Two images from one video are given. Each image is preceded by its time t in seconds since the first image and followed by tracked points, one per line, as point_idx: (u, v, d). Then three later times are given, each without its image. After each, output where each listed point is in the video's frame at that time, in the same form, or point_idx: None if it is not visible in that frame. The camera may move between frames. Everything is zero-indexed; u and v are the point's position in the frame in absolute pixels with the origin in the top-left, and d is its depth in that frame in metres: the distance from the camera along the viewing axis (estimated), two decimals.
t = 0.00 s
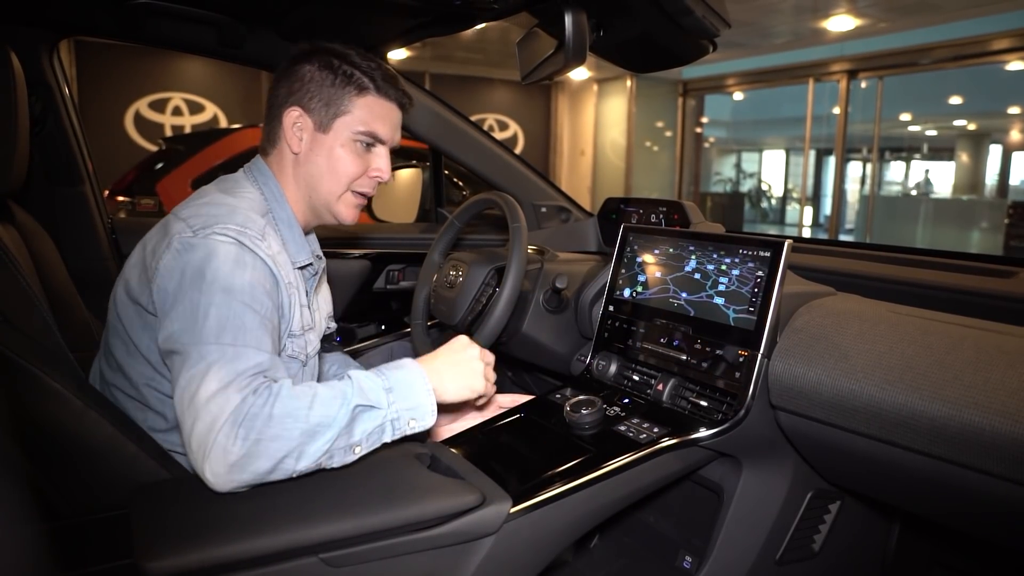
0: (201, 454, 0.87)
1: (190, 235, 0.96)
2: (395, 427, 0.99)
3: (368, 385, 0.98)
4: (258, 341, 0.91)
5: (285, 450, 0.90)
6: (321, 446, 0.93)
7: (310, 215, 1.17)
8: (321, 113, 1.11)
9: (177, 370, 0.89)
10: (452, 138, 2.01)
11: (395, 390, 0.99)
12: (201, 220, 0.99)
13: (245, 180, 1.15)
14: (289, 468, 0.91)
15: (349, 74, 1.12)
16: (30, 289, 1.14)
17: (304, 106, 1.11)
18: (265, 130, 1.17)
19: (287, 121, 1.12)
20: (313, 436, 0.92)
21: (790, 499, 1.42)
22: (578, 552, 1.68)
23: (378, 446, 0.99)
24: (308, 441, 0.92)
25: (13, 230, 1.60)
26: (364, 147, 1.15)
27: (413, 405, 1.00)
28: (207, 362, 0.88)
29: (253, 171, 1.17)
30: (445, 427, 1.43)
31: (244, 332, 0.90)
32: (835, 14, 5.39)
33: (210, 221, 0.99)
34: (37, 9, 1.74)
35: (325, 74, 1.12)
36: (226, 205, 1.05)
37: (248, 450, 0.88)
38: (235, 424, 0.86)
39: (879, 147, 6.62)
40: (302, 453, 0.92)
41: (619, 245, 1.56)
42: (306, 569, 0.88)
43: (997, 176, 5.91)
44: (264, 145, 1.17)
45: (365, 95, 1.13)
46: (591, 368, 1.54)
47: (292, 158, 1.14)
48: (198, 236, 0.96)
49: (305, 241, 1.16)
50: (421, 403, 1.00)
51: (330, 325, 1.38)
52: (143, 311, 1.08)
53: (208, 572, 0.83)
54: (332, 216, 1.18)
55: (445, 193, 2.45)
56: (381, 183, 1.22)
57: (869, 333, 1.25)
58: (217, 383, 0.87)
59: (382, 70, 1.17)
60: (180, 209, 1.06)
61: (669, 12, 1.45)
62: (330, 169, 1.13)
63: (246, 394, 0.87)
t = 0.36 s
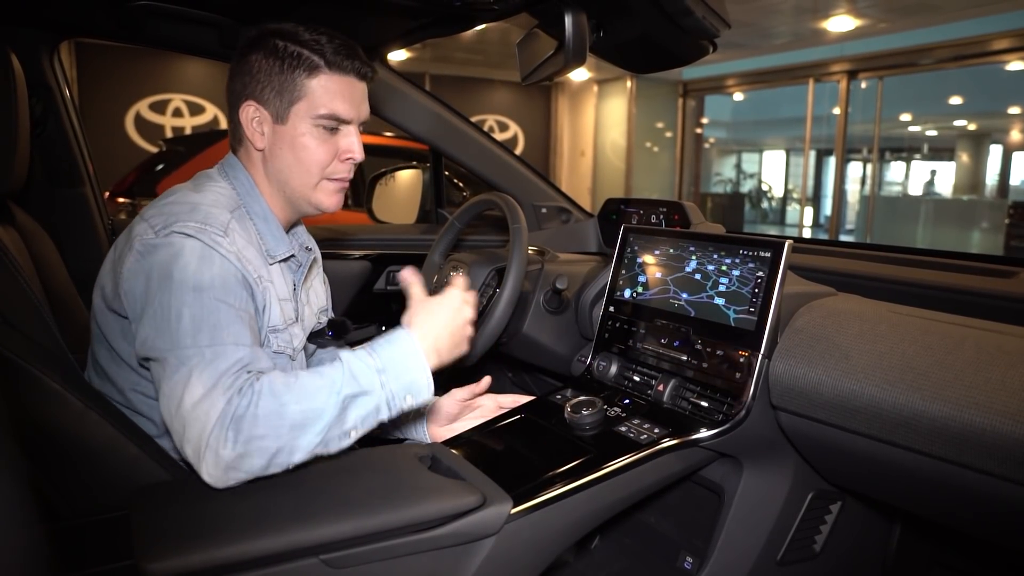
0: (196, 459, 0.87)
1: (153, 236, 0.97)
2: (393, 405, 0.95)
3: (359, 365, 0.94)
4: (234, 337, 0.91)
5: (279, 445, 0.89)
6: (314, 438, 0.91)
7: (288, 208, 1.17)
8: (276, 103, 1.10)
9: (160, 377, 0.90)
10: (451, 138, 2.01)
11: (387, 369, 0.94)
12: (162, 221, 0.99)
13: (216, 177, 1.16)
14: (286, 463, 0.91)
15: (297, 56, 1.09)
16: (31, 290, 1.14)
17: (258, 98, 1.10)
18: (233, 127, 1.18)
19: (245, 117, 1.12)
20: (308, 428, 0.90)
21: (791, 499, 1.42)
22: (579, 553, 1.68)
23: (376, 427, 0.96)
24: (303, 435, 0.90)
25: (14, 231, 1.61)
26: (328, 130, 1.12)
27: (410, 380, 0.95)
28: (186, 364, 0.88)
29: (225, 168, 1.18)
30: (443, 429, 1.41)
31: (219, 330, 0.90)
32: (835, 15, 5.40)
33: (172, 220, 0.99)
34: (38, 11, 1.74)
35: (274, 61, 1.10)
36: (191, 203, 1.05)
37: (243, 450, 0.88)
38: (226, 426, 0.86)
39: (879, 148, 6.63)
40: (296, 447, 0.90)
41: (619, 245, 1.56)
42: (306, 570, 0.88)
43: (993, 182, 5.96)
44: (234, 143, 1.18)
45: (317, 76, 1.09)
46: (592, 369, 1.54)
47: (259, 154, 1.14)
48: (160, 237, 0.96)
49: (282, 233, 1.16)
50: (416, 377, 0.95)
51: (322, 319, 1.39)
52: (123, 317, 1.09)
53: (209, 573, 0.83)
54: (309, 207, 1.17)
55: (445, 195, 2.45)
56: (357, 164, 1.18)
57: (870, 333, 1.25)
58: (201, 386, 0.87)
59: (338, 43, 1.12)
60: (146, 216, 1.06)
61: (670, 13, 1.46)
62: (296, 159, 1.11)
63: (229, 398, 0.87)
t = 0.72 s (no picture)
0: (205, 475, 0.88)
1: (160, 244, 0.96)
2: (390, 442, 1.02)
3: (364, 402, 1.01)
4: (244, 353, 0.92)
5: (287, 465, 0.93)
6: (321, 461, 0.95)
7: (296, 215, 1.17)
8: (303, 112, 1.10)
9: (167, 389, 0.90)
10: (453, 140, 2.01)
11: (390, 407, 1.02)
12: (169, 229, 0.98)
13: (225, 180, 1.16)
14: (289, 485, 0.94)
15: (332, 70, 1.10)
16: (32, 291, 1.14)
17: (286, 104, 1.11)
18: (251, 129, 1.18)
19: (270, 120, 1.12)
20: (317, 450, 0.95)
21: (792, 499, 1.41)
22: (580, 553, 1.68)
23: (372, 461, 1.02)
24: (311, 456, 0.94)
25: (15, 233, 1.61)
26: (350, 145, 1.13)
27: (407, 421, 1.03)
28: (196, 380, 0.89)
29: (239, 170, 1.18)
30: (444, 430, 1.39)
31: (229, 345, 0.91)
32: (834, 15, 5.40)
33: (179, 227, 0.98)
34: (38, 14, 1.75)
35: (308, 70, 1.11)
36: (196, 210, 1.04)
37: (253, 468, 0.90)
38: (240, 445, 0.88)
39: (879, 148, 6.64)
40: (304, 469, 0.94)
41: (620, 245, 1.56)
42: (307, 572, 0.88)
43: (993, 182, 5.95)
44: (250, 144, 1.18)
45: (349, 92, 1.11)
46: (592, 370, 1.54)
47: (276, 158, 1.14)
48: (168, 246, 0.95)
49: (290, 242, 1.15)
50: (414, 420, 1.03)
51: (326, 324, 1.38)
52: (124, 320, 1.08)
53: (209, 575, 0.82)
54: (318, 217, 1.18)
55: (445, 196, 2.45)
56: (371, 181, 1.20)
57: (870, 334, 1.25)
58: (212, 403, 0.88)
59: (373, 62, 1.14)
60: (150, 221, 1.05)
61: (670, 14, 1.46)
62: (313, 170, 1.12)
63: (243, 420, 0.89)
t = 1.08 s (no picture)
0: (211, 467, 0.88)
1: (175, 240, 0.96)
2: (394, 448, 1.04)
3: (369, 407, 1.03)
4: (256, 349, 0.92)
5: (292, 459, 0.93)
6: (325, 457, 0.96)
7: (297, 213, 1.17)
8: (308, 110, 1.11)
9: (176, 381, 0.90)
10: (454, 141, 2.01)
11: (394, 413, 1.05)
12: (183, 224, 0.98)
13: (228, 178, 1.15)
14: (291, 480, 0.95)
15: (337, 71, 1.11)
16: (31, 290, 1.14)
17: (291, 102, 1.11)
18: (251, 127, 1.17)
19: (274, 118, 1.12)
20: (322, 447, 0.96)
21: (793, 500, 1.41)
22: (580, 554, 1.68)
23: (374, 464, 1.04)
24: (315, 451, 0.95)
25: (15, 233, 1.61)
26: (353, 145, 1.15)
27: (410, 428, 1.06)
28: (209, 373, 0.89)
29: (239, 169, 1.17)
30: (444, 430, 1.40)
31: (241, 341, 0.91)
32: (835, 16, 5.41)
33: (193, 224, 0.98)
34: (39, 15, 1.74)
35: (313, 70, 1.11)
36: (208, 206, 1.04)
37: (260, 460, 0.91)
38: (248, 436, 0.89)
39: (879, 149, 6.64)
40: (308, 463, 0.95)
41: (620, 245, 1.56)
42: (307, 572, 0.88)
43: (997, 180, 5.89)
44: (250, 142, 1.17)
45: (354, 93, 1.13)
46: (592, 371, 1.54)
47: (279, 156, 1.14)
48: (183, 240, 0.95)
49: (292, 237, 1.15)
50: (417, 427, 1.06)
51: (323, 324, 1.37)
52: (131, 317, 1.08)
53: None
54: (318, 215, 1.18)
55: (446, 197, 2.46)
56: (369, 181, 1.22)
57: (871, 335, 1.24)
58: (224, 396, 0.88)
59: (374, 66, 1.17)
60: (161, 215, 1.04)
61: (670, 15, 1.46)
62: (318, 168, 1.13)
63: (254, 413, 0.90)
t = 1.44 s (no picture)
0: (213, 466, 0.88)
1: (175, 240, 0.96)
2: (394, 448, 1.04)
3: (370, 407, 1.03)
4: (257, 348, 0.92)
5: (294, 458, 0.93)
6: (326, 458, 0.96)
7: (290, 211, 1.17)
8: (299, 110, 1.11)
9: (177, 381, 0.90)
10: (455, 142, 2.01)
11: (394, 413, 1.05)
12: (183, 223, 0.98)
13: (222, 178, 1.15)
14: (293, 479, 0.94)
15: (326, 69, 1.11)
16: (31, 290, 1.14)
17: (280, 102, 1.11)
18: (240, 127, 1.16)
19: (263, 118, 1.11)
20: (323, 446, 0.96)
21: (794, 500, 1.41)
22: (580, 555, 1.68)
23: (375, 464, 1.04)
24: (316, 450, 0.95)
25: (16, 234, 1.61)
26: (343, 143, 1.15)
27: (410, 428, 1.05)
28: (211, 373, 0.88)
29: (231, 169, 1.17)
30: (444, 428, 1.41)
31: (242, 339, 0.91)
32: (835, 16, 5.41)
33: (193, 223, 0.98)
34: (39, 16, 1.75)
35: (301, 69, 1.11)
36: (208, 205, 1.04)
37: (262, 459, 0.90)
38: (249, 436, 0.89)
39: (880, 149, 6.64)
40: (309, 463, 0.95)
41: (621, 245, 1.56)
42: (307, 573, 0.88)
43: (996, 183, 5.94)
44: (240, 141, 1.17)
45: (343, 91, 1.13)
46: (593, 371, 1.54)
47: (270, 155, 1.13)
48: (183, 240, 0.95)
49: (290, 231, 1.16)
50: (417, 427, 1.06)
51: (321, 320, 1.37)
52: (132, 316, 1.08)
53: None
54: (311, 213, 1.19)
55: (447, 198, 2.46)
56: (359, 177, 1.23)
57: (871, 335, 1.24)
58: (225, 396, 0.88)
59: (361, 64, 1.17)
60: (161, 214, 1.04)
61: (671, 15, 1.46)
62: (309, 167, 1.13)
63: (255, 412, 0.90)
